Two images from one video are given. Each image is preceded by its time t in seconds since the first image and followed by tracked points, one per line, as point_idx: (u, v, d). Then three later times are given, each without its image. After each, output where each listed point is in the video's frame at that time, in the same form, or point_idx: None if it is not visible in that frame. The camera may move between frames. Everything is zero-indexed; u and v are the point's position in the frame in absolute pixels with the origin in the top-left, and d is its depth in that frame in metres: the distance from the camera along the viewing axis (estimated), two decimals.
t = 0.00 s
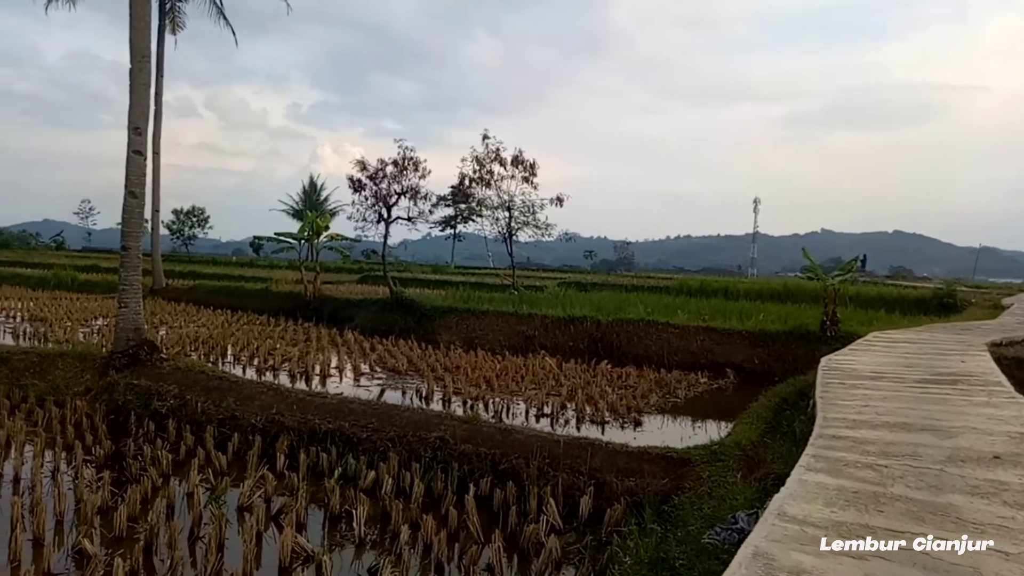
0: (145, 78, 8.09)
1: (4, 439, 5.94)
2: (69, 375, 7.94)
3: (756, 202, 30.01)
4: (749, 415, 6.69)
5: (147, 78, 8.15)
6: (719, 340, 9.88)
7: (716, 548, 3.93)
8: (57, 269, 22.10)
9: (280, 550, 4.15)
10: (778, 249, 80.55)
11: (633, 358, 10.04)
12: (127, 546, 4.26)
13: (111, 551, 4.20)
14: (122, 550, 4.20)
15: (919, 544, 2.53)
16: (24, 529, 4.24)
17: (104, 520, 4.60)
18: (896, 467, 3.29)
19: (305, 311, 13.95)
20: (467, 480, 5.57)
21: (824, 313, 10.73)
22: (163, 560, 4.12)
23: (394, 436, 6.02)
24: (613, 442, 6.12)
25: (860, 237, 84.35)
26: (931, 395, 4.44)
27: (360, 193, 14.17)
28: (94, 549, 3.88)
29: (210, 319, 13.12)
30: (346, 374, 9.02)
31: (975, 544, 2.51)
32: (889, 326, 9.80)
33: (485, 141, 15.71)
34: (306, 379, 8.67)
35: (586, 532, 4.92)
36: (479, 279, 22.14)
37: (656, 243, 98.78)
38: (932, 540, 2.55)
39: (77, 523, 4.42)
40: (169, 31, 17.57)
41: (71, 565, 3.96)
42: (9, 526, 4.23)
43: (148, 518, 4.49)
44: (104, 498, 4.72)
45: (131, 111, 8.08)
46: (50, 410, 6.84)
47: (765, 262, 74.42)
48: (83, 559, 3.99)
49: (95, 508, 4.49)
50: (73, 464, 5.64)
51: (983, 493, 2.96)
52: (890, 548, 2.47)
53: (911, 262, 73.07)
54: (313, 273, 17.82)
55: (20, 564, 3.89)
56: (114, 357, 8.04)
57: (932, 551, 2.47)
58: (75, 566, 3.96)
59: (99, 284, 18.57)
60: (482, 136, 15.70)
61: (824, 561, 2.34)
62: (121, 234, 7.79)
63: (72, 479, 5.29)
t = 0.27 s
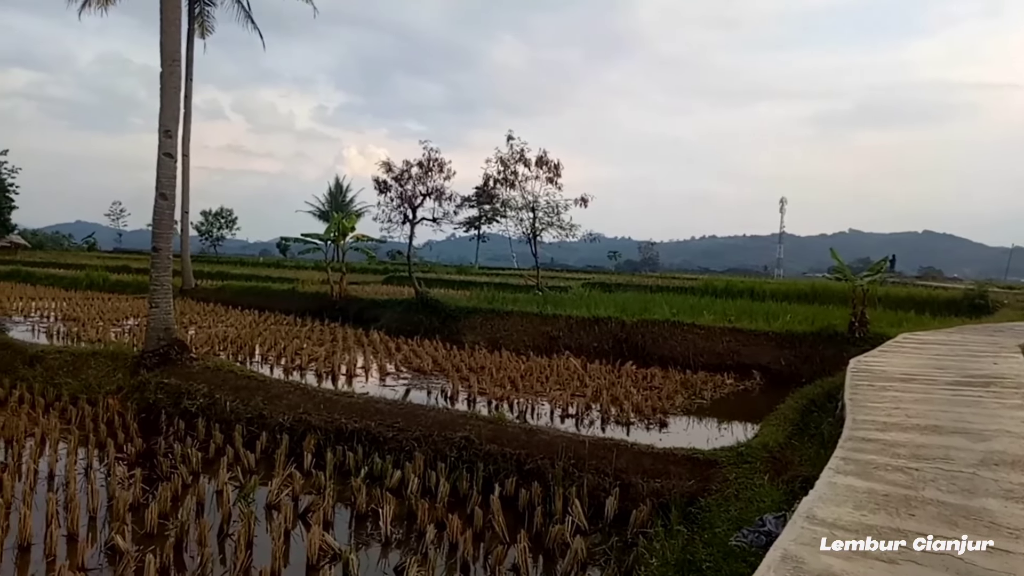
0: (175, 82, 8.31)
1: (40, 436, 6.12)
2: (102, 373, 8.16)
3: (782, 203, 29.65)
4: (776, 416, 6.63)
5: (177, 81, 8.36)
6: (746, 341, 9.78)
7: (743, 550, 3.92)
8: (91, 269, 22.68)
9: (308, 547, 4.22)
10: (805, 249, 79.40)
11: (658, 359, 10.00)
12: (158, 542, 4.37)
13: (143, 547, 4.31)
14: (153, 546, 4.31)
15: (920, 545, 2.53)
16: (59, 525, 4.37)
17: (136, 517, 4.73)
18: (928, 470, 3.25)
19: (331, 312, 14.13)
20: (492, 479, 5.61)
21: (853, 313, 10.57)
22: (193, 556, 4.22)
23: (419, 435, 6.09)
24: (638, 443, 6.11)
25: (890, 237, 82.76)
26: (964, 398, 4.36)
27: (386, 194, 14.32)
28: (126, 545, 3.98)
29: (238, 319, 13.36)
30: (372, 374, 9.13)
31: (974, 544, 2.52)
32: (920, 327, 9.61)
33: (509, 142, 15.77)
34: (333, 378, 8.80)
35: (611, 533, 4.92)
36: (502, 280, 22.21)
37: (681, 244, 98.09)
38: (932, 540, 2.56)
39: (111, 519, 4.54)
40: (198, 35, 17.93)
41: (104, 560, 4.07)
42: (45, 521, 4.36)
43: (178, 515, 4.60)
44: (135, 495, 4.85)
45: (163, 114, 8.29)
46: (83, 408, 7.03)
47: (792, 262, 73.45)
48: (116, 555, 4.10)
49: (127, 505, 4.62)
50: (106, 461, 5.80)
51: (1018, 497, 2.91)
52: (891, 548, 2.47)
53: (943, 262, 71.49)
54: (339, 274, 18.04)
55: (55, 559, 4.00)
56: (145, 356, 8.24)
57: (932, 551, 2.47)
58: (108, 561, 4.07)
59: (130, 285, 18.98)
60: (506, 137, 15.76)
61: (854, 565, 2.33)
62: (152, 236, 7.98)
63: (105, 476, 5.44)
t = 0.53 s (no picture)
0: (205, 86, 8.53)
1: (75, 434, 6.30)
2: (135, 372, 8.37)
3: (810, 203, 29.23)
4: (804, 418, 6.56)
5: (207, 85, 8.58)
6: (772, 342, 9.68)
7: (771, 553, 3.89)
8: (124, 270, 23.22)
9: (335, 545, 4.30)
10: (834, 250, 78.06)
11: (684, 360, 9.95)
12: (189, 539, 4.48)
13: (175, 543, 4.42)
14: (185, 542, 4.42)
15: (920, 544, 2.52)
16: (93, 521, 4.50)
17: (167, 514, 4.85)
18: (960, 474, 3.20)
19: (357, 312, 14.30)
20: (517, 480, 5.65)
21: (882, 315, 10.39)
22: (223, 553, 4.31)
23: (445, 435, 6.15)
24: (664, 444, 6.10)
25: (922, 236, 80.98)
26: (997, 401, 4.27)
27: (411, 195, 14.45)
28: (158, 541, 4.09)
29: (266, 319, 13.58)
30: (398, 374, 9.23)
31: (974, 544, 2.52)
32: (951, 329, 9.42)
33: (534, 143, 15.80)
34: (360, 378, 8.91)
35: (637, 535, 4.92)
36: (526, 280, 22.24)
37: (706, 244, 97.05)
38: (933, 540, 2.55)
39: (143, 516, 4.66)
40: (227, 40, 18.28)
41: (137, 556, 4.18)
42: (81, 516, 4.50)
43: (208, 512, 4.71)
44: (167, 492, 4.97)
45: (193, 117, 8.50)
46: (116, 406, 7.22)
47: (820, 263, 72.29)
48: (148, 551, 4.21)
49: (158, 502, 4.73)
50: (138, 458, 5.95)
51: None
52: (890, 548, 2.46)
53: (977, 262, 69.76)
54: (365, 274, 18.24)
55: (90, 554, 4.13)
56: (176, 356, 8.43)
57: (932, 551, 2.46)
58: (142, 556, 4.18)
59: (160, 286, 19.38)
60: (531, 137, 15.79)
61: (885, 569, 2.31)
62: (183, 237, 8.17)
63: (137, 473, 5.58)
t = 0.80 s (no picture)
0: (234, 90, 8.69)
1: (108, 431, 6.46)
2: (166, 371, 8.55)
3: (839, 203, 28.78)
4: (833, 420, 6.46)
5: (236, 89, 8.74)
6: (800, 343, 9.55)
7: (799, 557, 3.84)
8: (156, 271, 23.71)
9: (362, 543, 4.36)
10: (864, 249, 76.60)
11: (709, 361, 9.87)
12: (219, 536, 4.57)
13: (206, 540, 4.52)
14: (215, 539, 4.51)
15: (919, 544, 2.51)
16: (127, 517, 4.61)
17: (198, 511, 4.96)
18: (995, 477, 3.13)
19: (383, 312, 14.42)
20: (542, 480, 5.67)
21: (914, 315, 10.18)
22: (253, 550, 4.39)
23: (470, 435, 6.19)
24: (690, 446, 6.06)
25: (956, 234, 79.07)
26: None
27: (436, 196, 14.54)
28: (189, 538, 4.18)
29: (293, 320, 13.76)
30: (423, 374, 9.30)
31: (974, 544, 2.51)
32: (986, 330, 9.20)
33: (558, 143, 15.78)
34: (385, 378, 9.00)
35: (663, 536, 4.90)
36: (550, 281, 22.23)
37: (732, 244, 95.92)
38: (932, 540, 2.53)
39: (174, 512, 4.77)
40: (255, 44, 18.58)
41: (169, 552, 4.28)
42: (115, 513, 4.62)
43: (237, 510, 4.80)
44: (198, 490, 5.08)
45: (223, 121, 8.67)
46: (148, 405, 7.39)
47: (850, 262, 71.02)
48: (180, 547, 4.30)
49: (189, 500, 4.83)
50: (170, 456, 6.09)
51: None
52: (890, 549, 2.46)
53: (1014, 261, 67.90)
54: (390, 275, 18.38)
55: (124, 550, 4.23)
56: (206, 355, 8.60)
57: (933, 551, 2.45)
58: (173, 552, 4.28)
59: (190, 287, 19.74)
60: (556, 138, 15.77)
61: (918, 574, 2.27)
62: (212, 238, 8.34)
63: (169, 470, 5.71)
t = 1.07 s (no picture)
0: (261, 94, 8.85)
1: (139, 430, 6.61)
2: (195, 371, 8.72)
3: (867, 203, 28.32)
4: (861, 423, 6.37)
5: (263, 93, 8.90)
6: (828, 344, 9.42)
7: (827, 561, 3.78)
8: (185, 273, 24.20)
9: (388, 542, 4.42)
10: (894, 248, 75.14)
11: (735, 362, 9.79)
12: (247, 533, 4.66)
13: (234, 537, 4.61)
14: (244, 537, 4.61)
15: (920, 545, 2.51)
16: (158, 514, 4.73)
17: (227, 508, 5.06)
18: None
19: (407, 313, 14.54)
20: (566, 481, 5.68)
21: (945, 317, 9.99)
22: (280, 548, 4.48)
23: (494, 435, 6.23)
24: (715, 448, 6.02)
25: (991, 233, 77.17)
26: None
27: (460, 198, 14.62)
28: (218, 535, 4.27)
29: (319, 320, 13.94)
30: (447, 374, 9.36)
31: (974, 544, 2.51)
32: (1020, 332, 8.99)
33: (582, 143, 15.75)
34: (410, 378, 9.08)
35: (688, 539, 4.88)
36: (573, 282, 22.18)
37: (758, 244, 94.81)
38: (932, 540, 2.53)
39: (204, 510, 4.88)
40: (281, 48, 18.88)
41: (199, 549, 4.38)
42: (146, 510, 4.73)
43: (265, 508, 4.89)
44: (226, 488, 5.18)
45: (250, 125, 8.83)
46: (178, 404, 7.55)
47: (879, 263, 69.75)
48: (209, 545, 4.40)
49: (218, 497, 4.94)
50: (200, 454, 6.22)
51: None
52: (890, 549, 2.46)
53: None
54: (414, 275, 18.51)
55: (154, 546, 4.34)
56: (234, 356, 8.76)
57: (932, 551, 2.45)
58: (202, 550, 4.37)
59: (218, 288, 20.10)
60: (579, 138, 15.75)
61: None
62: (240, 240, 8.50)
63: (199, 468, 5.84)
